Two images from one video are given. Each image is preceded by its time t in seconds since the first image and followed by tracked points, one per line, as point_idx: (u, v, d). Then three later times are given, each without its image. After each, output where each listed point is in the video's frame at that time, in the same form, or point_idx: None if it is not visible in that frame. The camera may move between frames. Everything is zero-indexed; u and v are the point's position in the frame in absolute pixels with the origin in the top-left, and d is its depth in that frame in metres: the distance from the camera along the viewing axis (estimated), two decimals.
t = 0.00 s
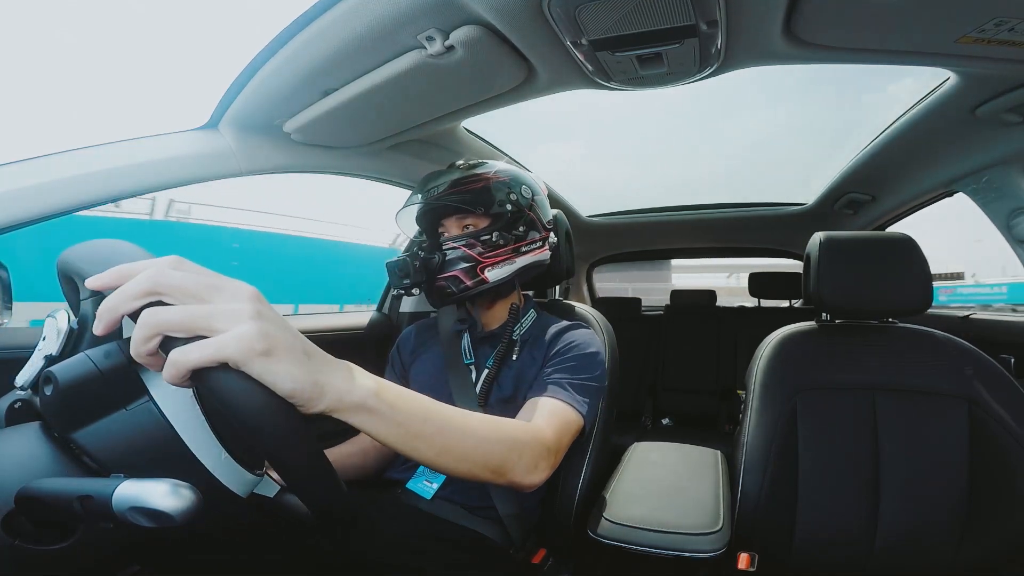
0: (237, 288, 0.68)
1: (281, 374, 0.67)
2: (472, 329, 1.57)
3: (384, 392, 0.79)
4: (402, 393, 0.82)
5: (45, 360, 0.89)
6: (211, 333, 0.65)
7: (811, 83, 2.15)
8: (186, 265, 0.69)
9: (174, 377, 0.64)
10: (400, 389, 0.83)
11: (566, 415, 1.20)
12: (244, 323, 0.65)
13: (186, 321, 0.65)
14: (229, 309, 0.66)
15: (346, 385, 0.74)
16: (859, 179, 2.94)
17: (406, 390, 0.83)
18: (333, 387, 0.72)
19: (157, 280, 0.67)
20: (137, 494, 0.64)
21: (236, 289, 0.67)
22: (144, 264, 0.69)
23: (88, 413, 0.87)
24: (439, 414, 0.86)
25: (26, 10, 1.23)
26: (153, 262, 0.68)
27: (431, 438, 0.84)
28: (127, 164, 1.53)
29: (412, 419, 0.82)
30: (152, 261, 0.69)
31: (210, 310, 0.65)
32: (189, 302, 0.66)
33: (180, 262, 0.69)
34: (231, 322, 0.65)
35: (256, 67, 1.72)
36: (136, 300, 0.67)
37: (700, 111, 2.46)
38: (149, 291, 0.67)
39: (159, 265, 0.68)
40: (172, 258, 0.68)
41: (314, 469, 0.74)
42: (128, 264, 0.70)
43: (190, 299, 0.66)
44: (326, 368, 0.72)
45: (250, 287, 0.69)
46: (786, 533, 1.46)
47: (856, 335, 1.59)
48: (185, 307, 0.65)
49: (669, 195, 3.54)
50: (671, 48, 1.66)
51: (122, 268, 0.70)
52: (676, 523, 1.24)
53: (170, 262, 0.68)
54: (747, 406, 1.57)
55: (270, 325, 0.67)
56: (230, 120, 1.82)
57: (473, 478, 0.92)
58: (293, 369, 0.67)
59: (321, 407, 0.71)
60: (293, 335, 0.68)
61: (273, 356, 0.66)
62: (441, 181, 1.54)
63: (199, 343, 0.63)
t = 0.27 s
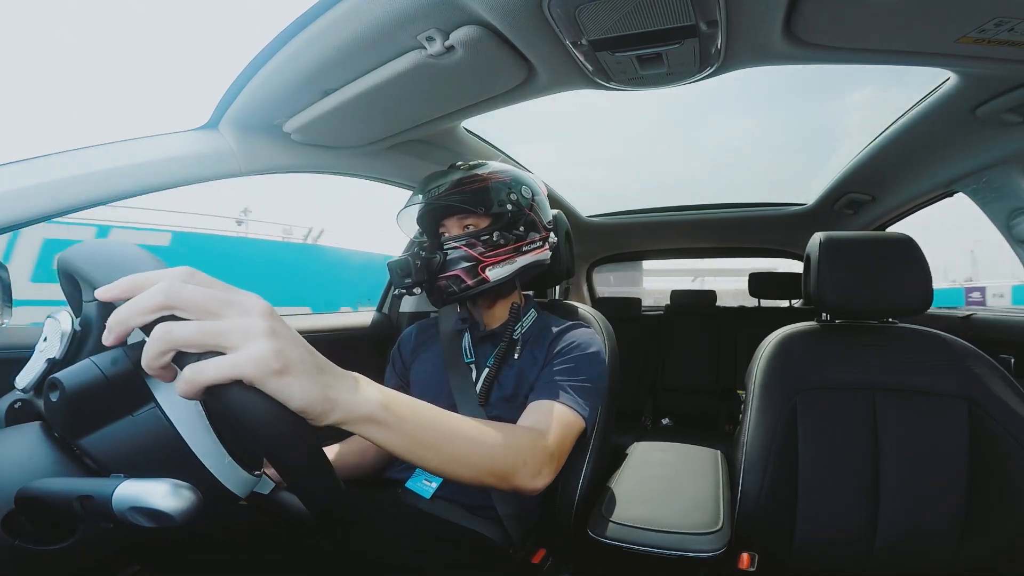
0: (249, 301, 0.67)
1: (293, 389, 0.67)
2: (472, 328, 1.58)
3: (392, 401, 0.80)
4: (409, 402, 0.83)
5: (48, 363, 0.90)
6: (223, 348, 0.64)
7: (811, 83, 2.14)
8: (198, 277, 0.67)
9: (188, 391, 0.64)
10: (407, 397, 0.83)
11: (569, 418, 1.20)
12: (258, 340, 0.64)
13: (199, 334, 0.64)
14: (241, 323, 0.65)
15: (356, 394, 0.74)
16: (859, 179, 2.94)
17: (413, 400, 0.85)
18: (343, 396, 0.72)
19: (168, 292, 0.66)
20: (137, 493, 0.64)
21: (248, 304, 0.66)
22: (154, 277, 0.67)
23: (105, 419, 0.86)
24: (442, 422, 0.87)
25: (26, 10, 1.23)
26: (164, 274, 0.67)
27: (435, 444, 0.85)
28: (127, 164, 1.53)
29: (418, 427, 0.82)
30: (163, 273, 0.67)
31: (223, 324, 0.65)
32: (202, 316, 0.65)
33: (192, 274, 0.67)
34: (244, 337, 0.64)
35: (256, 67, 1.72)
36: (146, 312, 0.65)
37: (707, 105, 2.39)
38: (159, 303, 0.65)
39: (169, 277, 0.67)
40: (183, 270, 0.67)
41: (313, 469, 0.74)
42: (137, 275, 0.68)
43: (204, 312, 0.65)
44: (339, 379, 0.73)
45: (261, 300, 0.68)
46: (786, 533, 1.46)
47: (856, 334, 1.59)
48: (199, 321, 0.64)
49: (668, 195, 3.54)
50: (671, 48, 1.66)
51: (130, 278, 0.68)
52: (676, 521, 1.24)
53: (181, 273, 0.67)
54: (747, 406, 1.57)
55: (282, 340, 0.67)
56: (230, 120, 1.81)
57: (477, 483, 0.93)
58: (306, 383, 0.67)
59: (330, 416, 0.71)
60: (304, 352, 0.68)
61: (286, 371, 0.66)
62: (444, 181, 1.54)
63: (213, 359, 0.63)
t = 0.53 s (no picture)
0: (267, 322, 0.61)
1: (314, 417, 0.62)
2: (472, 328, 1.58)
3: (403, 412, 0.76)
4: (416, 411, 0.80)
5: (51, 369, 0.90)
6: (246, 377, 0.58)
7: (810, 83, 2.15)
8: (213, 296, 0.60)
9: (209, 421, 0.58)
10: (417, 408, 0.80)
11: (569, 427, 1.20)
12: (277, 373, 0.58)
13: (220, 363, 0.57)
14: (261, 350, 0.59)
15: (372, 410, 0.70)
16: (859, 179, 2.94)
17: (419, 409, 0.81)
18: (361, 414, 0.69)
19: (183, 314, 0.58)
20: (136, 494, 0.63)
21: (265, 329, 0.59)
22: (166, 296, 0.59)
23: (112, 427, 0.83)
24: (446, 430, 0.85)
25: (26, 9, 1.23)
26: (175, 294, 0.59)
27: (443, 455, 0.82)
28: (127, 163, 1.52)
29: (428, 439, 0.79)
30: (176, 292, 0.59)
31: (245, 350, 0.58)
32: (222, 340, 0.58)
33: (207, 293, 0.60)
34: (265, 368, 0.58)
35: (256, 67, 1.72)
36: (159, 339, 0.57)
37: (857, 100, 2.30)
38: (174, 329, 0.57)
39: (182, 296, 0.59)
40: (196, 289, 0.60)
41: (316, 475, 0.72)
42: (147, 294, 0.59)
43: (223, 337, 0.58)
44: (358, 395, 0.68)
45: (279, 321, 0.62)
46: (786, 533, 1.46)
47: (855, 334, 1.59)
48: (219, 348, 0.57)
49: (669, 195, 3.54)
50: (671, 48, 1.66)
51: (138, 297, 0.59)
52: (676, 521, 1.24)
53: (194, 292, 0.60)
54: (747, 406, 1.57)
55: (303, 366, 0.61)
56: (230, 120, 1.80)
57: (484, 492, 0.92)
58: (327, 407, 0.63)
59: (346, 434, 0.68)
60: (324, 378, 0.63)
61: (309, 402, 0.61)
62: (445, 180, 1.55)
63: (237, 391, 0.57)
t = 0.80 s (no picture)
0: (292, 385, 0.57)
1: (348, 467, 0.62)
2: (472, 328, 1.58)
3: (421, 437, 0.76)
4: (431, 432, 0.79)
5: (65, 385, 0.84)
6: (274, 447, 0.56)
7: (809, 83, 2.15)
8: (235, 357, 0.55)
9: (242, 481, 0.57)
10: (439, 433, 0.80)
11: (572, 439, 1.21)
12: (301, 445, 0.56)
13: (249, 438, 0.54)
14: (289, 421, 0.56)
15: (394, 444, 0.69)
16: (860, 179, 2.94)
17: (432, 429, 0.79)
18: (386, 450, 0.68)
19: (209, 385, 0.54)
20: (135, 495, 0.63)
21: (291, 400, 0.55)
22: (186, 359, 0.54)
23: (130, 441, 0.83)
24: (460, 446, 0.84)
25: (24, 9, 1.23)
26: (196, 357, 0.54)
27: (463, 474, 0.83)
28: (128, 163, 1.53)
29: (446, 461, 0.80)
30: (196, 355, 0.54)
31: (274, 421, 0.55)
32: (250, 412, 0.55)
33: (228, 351, 0.55)
34: (293, 439, 0.56)
35: (257, 67, 1.72)
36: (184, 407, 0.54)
37: (837, 102, 2.33)
38: (200, 402, 0.53)
39: (202, 358, 0.54)
40: (216, 351, 0.54)
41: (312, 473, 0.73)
42: (165, 352, 0.54)
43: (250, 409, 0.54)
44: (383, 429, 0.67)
45: (302, 381, 0.57)
46: (787, 533, 1.46)
47: (855, 334, 1.59)
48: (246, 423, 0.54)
49: (669, 195, 3.54)
50: (671, 48, 1.66)
51: (156, 356, 0.54)
52: (677, 521, 1.24)
53: (215, 354, 0.55)
54: (746, 406, 1.57)
55: (330, 430, 0.58)
56: (230, 121, 1.81)
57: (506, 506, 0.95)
58: (356, 458, 0.62)
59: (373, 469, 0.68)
60: (351, 431, 0.61)
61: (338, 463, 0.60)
62: (444, 183, 1.54)
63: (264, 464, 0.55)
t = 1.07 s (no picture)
0: (328, 431, 0.58)
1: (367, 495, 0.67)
2: (472, 329, 1.58)
3: (427, 461, 0.79)
4: (436, 451, 0.82)
5: (81, 402, 0.81)
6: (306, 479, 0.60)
7: (809, 83, 2.15)
8: (279, 407, 0.55)
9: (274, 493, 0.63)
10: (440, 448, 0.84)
11: (570, 446, 1.21)
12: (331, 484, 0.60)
13: (287, 475, 0.58)
14: (324, 464, 0.59)
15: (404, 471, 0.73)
16: (860, 179, 2.94)
17: (436, 449, 0.82)
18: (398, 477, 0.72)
19: (253, 429, 0.56)
20: (136, 495, 0.63)
21: (326, 448, 0.58)
22: (229, 407, 0.54)
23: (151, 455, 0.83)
24: (463, 461, 0.88)
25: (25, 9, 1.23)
26: (240, 407, 0.54)
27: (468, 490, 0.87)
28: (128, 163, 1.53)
29: (452, 479, 0.83)
30: (240, 405, 0.54)
31: (310, 462, 0.59)
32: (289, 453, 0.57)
33: (272, 402, 0.55)
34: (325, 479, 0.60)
35: (257, 67, 1.72)
36: (227, 443, 0.56)
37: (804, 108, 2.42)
38: (244, 444, 0.56)
39: (245, 408, 0.54)
40: (260, 405, 0.54)
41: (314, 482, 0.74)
42: (206, 397, 0.54)
43: (290, 452, 0.57)
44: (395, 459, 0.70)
45: (336, 427, 0.59)
46: (786, 533, 1.46)
47: (855, 334, 1.59)
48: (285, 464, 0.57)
49: (669, 195, 3.54)
50: (671, 48, 1.66)
51: (198, 399, 0.54)
52: (676, 521, 1.24)
53: (260, 405, 0.54)
54: (746, 406, 1.57)
55: (358, 469, 0.62)
56: (230, 121, 1.81)
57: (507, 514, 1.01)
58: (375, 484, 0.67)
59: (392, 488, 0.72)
60: (372, 468, 0.64)
61: (362, 494, 0.65)
62: (443, 190, 1.50)
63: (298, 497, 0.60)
